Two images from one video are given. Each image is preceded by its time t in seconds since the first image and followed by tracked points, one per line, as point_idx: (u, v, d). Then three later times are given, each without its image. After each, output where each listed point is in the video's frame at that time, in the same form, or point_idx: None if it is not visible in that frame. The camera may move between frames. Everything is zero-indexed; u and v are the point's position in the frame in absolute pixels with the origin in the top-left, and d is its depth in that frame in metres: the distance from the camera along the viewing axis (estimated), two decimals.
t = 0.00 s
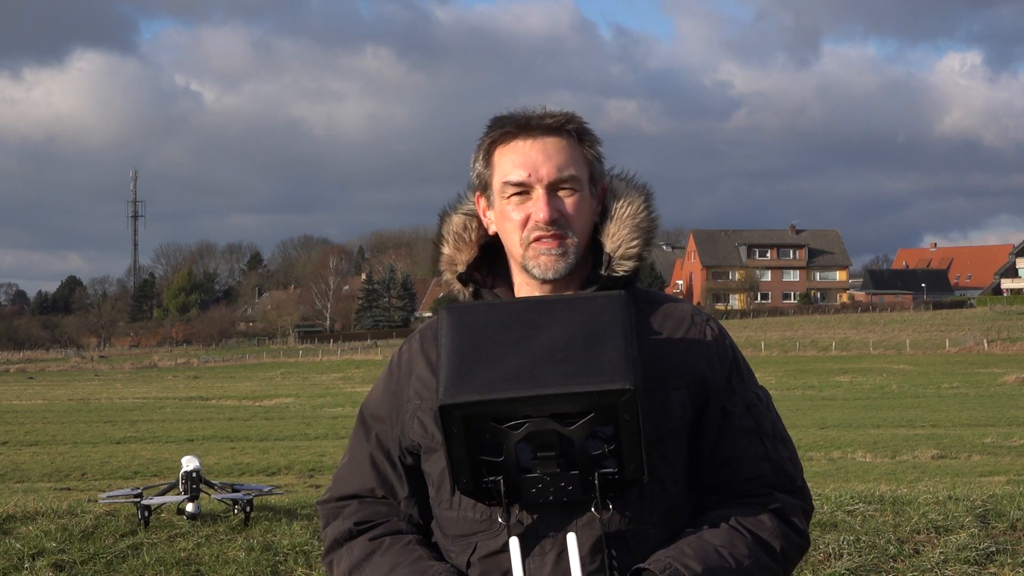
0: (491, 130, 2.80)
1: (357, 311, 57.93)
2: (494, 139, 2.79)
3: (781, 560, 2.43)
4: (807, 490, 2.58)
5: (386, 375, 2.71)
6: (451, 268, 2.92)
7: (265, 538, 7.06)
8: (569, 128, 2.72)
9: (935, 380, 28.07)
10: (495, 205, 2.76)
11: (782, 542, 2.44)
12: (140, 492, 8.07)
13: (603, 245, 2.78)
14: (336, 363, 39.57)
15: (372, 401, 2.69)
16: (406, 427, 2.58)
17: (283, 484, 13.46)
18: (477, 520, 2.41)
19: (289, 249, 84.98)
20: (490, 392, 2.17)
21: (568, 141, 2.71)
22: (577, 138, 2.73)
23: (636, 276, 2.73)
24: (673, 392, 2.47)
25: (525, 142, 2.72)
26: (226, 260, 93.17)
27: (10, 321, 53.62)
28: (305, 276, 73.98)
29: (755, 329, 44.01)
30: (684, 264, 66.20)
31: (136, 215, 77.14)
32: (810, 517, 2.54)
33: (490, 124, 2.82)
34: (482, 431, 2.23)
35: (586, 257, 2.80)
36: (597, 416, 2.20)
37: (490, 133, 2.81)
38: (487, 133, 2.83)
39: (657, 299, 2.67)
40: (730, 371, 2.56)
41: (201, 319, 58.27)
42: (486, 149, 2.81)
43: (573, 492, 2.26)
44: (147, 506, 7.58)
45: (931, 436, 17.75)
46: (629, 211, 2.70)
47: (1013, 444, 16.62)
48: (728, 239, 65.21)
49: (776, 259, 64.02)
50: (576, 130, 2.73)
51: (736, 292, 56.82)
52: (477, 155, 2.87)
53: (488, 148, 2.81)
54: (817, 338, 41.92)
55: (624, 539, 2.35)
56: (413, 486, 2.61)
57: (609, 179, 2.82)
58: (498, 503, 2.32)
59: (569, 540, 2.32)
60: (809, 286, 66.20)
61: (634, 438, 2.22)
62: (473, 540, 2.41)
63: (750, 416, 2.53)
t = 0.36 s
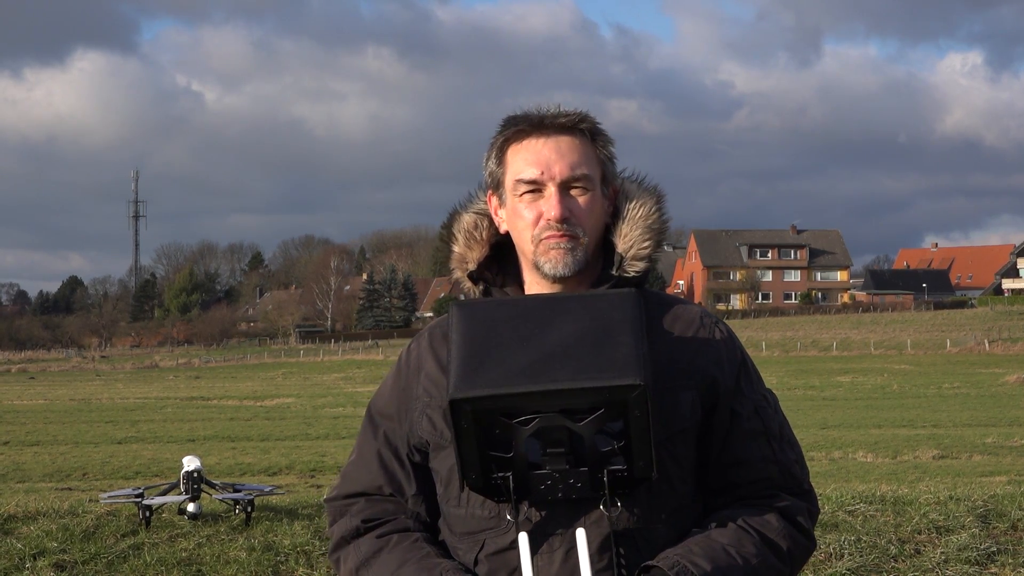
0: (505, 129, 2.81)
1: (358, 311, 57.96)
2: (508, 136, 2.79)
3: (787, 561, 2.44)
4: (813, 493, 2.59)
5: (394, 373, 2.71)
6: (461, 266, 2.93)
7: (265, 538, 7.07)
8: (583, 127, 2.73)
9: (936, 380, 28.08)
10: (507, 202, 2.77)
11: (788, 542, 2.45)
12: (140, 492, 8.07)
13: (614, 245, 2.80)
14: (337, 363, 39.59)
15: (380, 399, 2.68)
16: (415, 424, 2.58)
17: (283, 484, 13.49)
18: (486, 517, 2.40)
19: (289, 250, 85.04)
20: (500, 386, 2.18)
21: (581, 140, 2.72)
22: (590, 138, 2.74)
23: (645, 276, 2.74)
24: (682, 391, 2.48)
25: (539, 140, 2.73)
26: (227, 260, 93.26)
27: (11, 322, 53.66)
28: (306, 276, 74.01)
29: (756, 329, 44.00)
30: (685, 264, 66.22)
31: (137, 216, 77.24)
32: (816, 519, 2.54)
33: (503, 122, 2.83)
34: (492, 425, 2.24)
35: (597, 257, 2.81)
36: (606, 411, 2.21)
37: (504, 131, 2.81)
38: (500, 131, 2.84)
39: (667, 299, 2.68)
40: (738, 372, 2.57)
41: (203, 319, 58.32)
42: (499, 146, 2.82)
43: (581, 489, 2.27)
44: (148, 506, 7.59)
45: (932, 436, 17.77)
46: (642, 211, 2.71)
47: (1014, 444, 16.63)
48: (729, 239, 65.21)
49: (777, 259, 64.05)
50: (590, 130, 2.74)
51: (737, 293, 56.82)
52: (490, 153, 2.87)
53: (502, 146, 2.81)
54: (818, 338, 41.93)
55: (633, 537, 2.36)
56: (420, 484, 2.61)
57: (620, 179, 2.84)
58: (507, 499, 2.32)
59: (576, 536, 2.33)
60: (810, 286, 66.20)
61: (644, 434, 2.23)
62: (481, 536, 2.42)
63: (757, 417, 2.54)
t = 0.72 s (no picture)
0: (506, 128, 2.82)
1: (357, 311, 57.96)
2: (510, 136, 2.79)
3: (800, 553, 2.45)
4: (821, 485, 2.60)
5: (400, 372, 2.71)
6: (467, 264, 2.95)
7: (265, 538, 7.07)
8: (584, 125, 2.74)
9: (936, 380, 28.05)
10: (510, 202, 2.78)
11: (800, 533, 2.46)
12: (140, 492, 8.07)
13: (621, 241, 2.81)
14: (337, 363, 39.56)
15: (386, 399, 2.69)
16: (423, 423, 2.59)
17: (283, 484, 13.47)
18: (498, 513, 2.42)
19: (289, 249, 85.04)
20: (512, 378, 2.18)
21: (583, 138, 2.73)
22: (592, 134, 2.75)
23: (651, 272, 2.76)
24: (690, 385, 2.48)
25: (540, 138, 2.73)
26: (227, 260, 93.22)
27: (11, 322, 53.63)
28: (306, 276, 74.03)
29: (756, 330, 43.99)
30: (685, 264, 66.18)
31: (137, 216, 77.20)
32: (825, 510, 2.56)
33: (506, 120, 2.83)
34: (502, 420, 2.25)
35: (603, 254, 2.82)
36: (619, 402, 2.22)
37: (505, 130, 2.82)
38: (501, 131, 2.84)
39: (676, 295, 2.69)
40: (745, 367, 2.59)
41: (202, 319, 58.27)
42: (501, 145, 2.82)
43: (596, 481, 2.27)
44: (148, 506, 7.58)
45: (932, 436, 17.75)
46: (648, 208, 2.74)
47: (1014, 444, 16.61)
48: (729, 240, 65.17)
49: (777, 259, 64.03)
50: (591, 128, 2.76)
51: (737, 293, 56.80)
52: (492, 152, 2.88)
53: (503, 145, 2.82)
54: (818, 338, 41.91)
55: (646, 531, 2.36)
56: (428, 485, 2.62)
57: (623, 177, 2.85)
58: (520, 495, 2.33)
59: (591, 529, 2.33)
60: (810, 286, 66.17)
61: (658, 425, 2.23)
62: (494, 534, 2.43)
63: (765, 412, 2.55)
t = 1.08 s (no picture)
0: (506, 127, 2.81)
1: (357, 311, 57.98)
2: (510, 135, 2.79)
3: (810, 552, 2.46)
4: (829, 484, 2.61)
5: (406, 375, 2.71)
6: (474, 266, 2.94)
7: (265, 538, 7.07)
8: (584, 122, 2.73)
9: (935, 380, 28.06)
10: (513, 201, 2.77)
11: (810, 533, 2.47)
12: (140, 492, 8.06)
13: (627, 240, 2.81)
14: (336, 363, 39.57)
15: (390, 403, 2.69)
16: (431, 424, 2.59)
17: (283, 484, 13.48)
18: (508, 516, 2.41)
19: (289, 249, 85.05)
20: (527, 380, 2.17)
21: (583, 136, 2.72)
22: (592, 132, 2.75)
23: (658, 272, 2.76)
24: (700, 385, 2.48)
25: (540, 137, 2.73)
26: (226, 260, 93.22)
27: (11, 322, 53.63)
28: (305, 276, 74.02)
29: (755, 330, 44.00)
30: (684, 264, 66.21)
31: (136, 216, 77.21)
32: (834, 508, 2.56)
33: (504, 121, 2.83)
34: (515, 422, 2.24)
35: (609, 254, 2.82)
36: (635, 403, 2.22)
37: (505, 130, 2.82)
38: (502, 130, 2.84)
39: (682, 294, 2.70)
40: (754, 367, 2.59)
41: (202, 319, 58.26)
42: (502, 145, 2.82)
43: (607, 483, 2.27)
44: (147, 506, 7.59)
45: (931, 436, 17.76)
46: (654, 206, 2.73)
47: (1013, 444, 16.62)
48: (728, 240, 65.17)
49: (776, 259, 64.05)
50: (590, 124, 2.75)
51: (736, 292, 56.82)
52: (492, 153, 2.88)
53: (504, 145, 2.81)
54: (817, 338, 41.92)
55: (658, 532, 2.37)
56: (437, 486, 2.63)
57: (626, 175, 2.85)
58: (532, 497, 2.32)
59: (605, 532, 2.34)
60: (809, 286, 66.19)
61: (672, 425, 2.24)
62: (505, 537, 2.43)
63: (772, 411, 2.56)
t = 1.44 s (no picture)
0: (514, 124, 2.81)
1: (357, 311, 57.97)
2: (518, 133, 2.79)
3: (810, 552, 2.46)
4: (827, 486, 2.61)
5: (406, 371, 2.71)
6: (477, 263, 2.93)
7: (264, 538, 7.06)
8: (593, 122, 2.74)
9: (935, 380, 28.04)
10: (518, 198, 2.78)
11: (809, 533, 2.47)
12: (139, 492, 8.05)
13: (630, 239, 2.82)
14: (336, 363, 39.54)
15: (388, 400, 2.69)
16: (432, 422, 2.59)
17: (283, 484, 13.47)
18: (511, 515, 2.42)
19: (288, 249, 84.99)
20: (534, 377, 2.18)
21: (592, 134, 2.72)
22: (600, 132, 2.75)
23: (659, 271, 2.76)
24: (703, 385, 2.48)
25: (548, 135, 2.73)
26: (226, 260, 93.18)
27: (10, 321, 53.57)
28: (305, 276, 74.02)
29: (755, 329, 43.97)
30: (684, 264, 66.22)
31: (136, 216, 77.16)
32: (832, 508, 2.56)
33: (514, 118, 2.83)
34: (521, 421, 2.23)
35: (610, 252, 2.82)
36: (640, 402, 2.23)
37: (514, 126, 2.81)
38: (509, 127, 2.84)
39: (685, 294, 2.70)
40: (755, 367, 2.60)
41: (202, 319, 58.21)
42: (509, 142, 2.82)
43: (612, 482, 2.27)
44: (147, 506, 7.58)
45: (931, 436, 17.75)
46: (658, 208, 2.74)
47: (1013, 444, 16.60)
48: (728, 239, 65.14)
49: (776, 259, 64.05)
50: (600, 125, 2.75)
51: (736, 292, 56.80)
52: (499, 149, 2.87)
53: (510, 143, 2.81)
54: (817, 338, 41.91)
55: (660, 531, 2.37)
56: (435, 485, 2.63)
57: (632, 175, 2.85)
58: (536, 495, 2.32)
59: (608, 529, 2.34)
60: (809, 286, 66.16)
61: (677, 426, 2.24)
62: (507, 535, 2.42)
63: (774, 412, 2.56)
